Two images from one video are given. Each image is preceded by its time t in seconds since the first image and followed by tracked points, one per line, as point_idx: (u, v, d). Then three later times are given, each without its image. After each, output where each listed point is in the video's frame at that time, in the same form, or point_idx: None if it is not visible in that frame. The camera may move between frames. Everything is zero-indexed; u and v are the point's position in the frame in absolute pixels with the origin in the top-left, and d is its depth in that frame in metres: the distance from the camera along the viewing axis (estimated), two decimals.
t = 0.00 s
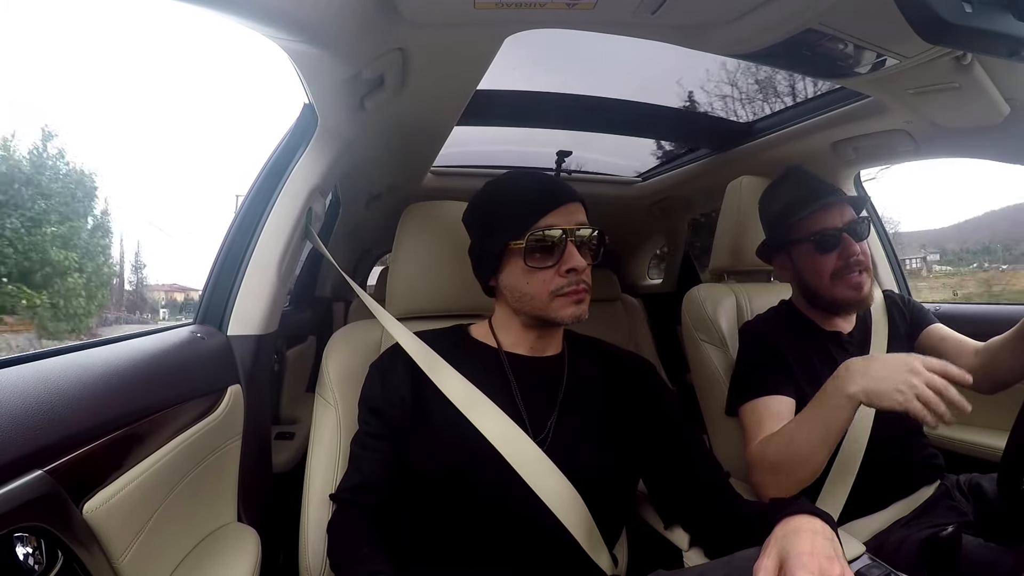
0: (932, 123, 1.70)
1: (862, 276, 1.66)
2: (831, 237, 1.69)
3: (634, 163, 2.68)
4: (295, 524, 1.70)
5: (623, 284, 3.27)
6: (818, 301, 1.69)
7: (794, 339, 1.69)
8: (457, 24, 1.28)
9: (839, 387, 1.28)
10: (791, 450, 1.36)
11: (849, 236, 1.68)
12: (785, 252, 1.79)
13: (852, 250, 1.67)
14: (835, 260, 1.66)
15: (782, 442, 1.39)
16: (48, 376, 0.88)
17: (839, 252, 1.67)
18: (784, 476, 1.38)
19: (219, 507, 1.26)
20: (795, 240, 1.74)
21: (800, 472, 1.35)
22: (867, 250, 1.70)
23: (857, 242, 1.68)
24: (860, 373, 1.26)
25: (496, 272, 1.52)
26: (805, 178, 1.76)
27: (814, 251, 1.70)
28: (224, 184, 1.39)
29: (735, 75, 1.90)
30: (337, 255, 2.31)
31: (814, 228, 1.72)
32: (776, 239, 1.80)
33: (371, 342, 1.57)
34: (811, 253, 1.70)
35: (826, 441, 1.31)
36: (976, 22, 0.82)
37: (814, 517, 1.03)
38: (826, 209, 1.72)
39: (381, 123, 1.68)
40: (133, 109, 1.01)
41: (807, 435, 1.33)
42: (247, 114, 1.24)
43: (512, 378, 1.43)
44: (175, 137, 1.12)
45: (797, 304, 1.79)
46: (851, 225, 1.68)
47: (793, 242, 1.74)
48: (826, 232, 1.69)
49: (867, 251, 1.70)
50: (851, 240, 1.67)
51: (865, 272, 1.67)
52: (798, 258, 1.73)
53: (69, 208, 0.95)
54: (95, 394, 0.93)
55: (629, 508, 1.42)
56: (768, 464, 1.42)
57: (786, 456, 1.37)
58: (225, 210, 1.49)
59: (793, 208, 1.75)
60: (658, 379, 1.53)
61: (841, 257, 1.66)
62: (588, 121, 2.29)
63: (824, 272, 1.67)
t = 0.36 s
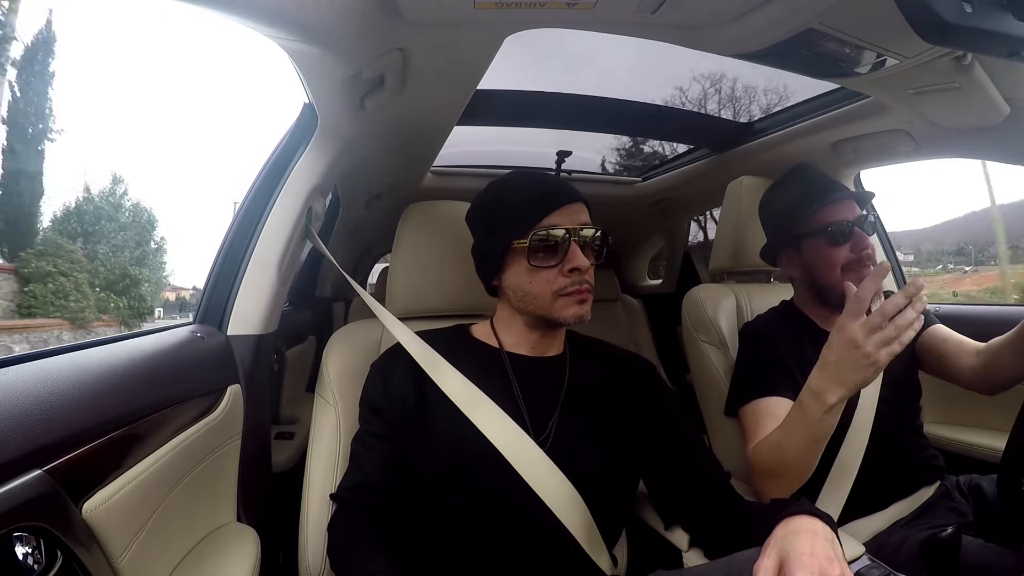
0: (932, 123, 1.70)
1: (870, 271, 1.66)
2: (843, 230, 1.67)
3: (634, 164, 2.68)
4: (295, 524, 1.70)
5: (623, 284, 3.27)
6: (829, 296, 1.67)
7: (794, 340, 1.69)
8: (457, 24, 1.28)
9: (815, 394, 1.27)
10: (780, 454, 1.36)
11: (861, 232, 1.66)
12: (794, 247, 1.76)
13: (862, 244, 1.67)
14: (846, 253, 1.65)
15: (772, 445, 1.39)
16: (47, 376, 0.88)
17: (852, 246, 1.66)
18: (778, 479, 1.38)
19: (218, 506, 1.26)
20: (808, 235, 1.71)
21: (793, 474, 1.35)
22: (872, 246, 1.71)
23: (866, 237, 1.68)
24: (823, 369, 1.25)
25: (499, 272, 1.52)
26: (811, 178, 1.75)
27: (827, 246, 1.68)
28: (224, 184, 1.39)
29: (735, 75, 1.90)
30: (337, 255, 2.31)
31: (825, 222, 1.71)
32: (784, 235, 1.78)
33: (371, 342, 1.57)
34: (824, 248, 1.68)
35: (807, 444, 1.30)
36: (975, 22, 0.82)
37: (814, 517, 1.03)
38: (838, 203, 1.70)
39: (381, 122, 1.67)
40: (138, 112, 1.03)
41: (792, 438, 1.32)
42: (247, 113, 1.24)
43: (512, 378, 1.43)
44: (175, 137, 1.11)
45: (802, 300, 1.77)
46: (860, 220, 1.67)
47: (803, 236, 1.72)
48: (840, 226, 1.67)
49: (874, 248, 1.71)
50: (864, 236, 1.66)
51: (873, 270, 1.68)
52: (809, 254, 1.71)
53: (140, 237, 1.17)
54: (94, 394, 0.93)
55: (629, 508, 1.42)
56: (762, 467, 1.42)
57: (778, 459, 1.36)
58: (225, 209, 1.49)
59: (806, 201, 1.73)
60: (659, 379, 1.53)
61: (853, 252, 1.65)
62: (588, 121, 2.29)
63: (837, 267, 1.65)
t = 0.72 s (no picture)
0: (932, 123, 1.70)
1: (874, 265, 1.70)
2: (847, 224, 1.71)
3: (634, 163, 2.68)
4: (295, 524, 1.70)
5: (623, 284, 3.27)
6: (835, 290, 1.67)
7: (794, 340, 1.69)
8: (457, 24, 1.28)
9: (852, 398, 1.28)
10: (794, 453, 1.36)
11: (866, 227, 1.72)
12: (796, 241, 1.78)
13: (866, 239, 1.71)
14: (851, 246, 1.69)
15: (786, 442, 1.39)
16: (47, 376, 0.88)
17: (857, 240, 1.70)
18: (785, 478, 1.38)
19: (218, 506, 1.26)
20: (813, 227, 1.73)
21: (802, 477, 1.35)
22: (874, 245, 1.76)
23: (869, 233, 1.73)
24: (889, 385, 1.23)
25: (498, 271, 1.52)
26: (818, 172, 1.77)
27: (830, 239, 1.71)
28: (224, 184, 1.40)
29: (735, 75, 1.90)
30: (337, 255, 2.31)
31: (829, 217, 1.73)
32: (786, 232, 1.79)
33: (371, 342, 1.57)
34: (829, 240, 1.71)
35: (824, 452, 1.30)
36: (975, 22, 0.82)
37: (814, 517, 1.02)
38: (844, 200, 1.75)
39: (382, 123, 1.68)
40: (152, 118, 1.06)
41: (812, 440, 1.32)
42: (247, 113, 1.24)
43: (512, 378, 1.43)
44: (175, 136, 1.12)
45: (801, 299, 1.77)
46: (864, 216, 1.73)
47: (808, 232, 1.74)
48: (846, 219, 1.71)
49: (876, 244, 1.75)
50: (868, 230, 1.71)
51: (876, 265, 1.71)
52: (814, 246, 1.73)
53: (180, 250, 1.35)
54: (94, 394, 0.93)
55: (629, 507, 1.42)
56: (770, 465, 1.42)
57: (791, 459, 1.36)
58: (225, 209, 1.49)
59: (812, 194, 1.75)
60: (659, 379, 1.53)
61: (858, 245, 1.69)
62: (588, 121, 2.29)
63: (843, 259, 1.68)
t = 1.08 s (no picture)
0: (932, 123, 1.70)
1: (871, 267, 1.69)
2: (848, 224, 1.70)
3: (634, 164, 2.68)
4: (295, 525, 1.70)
5: (624, 284, 3.27)
6: (831, 290, 1.69)
7: (793, 340, 1.69)
8: (458, 24, 1.27)
9: (831, 385, 1.30)
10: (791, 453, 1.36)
11: (866, 227, 1.70)
12: (796, 239, 1.77)
13: (867, 240, 1.70)
14: (851, 247, 1.68)
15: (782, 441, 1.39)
16: (45, 376, 0.88)
17: (856, 240, 1.69)
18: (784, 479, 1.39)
19: (219, 506, 1.26)
20: (812, 227, 1.73)
21: (803, 474, 1.36)
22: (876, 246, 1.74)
23: (870, 233, 1.71)
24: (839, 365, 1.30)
25: (491, 272, 1.52)
26: (819, 172, 1.77)
27: (831, 238, 1.70)
28: (224, 184, 1.40)
29: (735, 75, 1.90)
30: (337, 256, 2.31)
31: (829, 216, 1.73)
32: (786, 229, 1.80)
33: (371, 342, 1.57)
34: (828, 240, 1.70)
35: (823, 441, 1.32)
36: (976, 22, 0.82)
37: (814, 517, 1.03)
38: (841, 198, 1.74)
39: (382, 123, 1.67)
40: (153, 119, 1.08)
41: (807, 437, 1.33)
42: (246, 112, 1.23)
43: (510, 379, 1.43)
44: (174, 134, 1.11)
45: (800, 298, 1.78)
46: (864, 216, 1.71)
47: (807, 230, 1.74)
48: (845, 219, 1.70)
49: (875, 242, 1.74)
50: (869, 231, 1.70)
51: (875, 266, 1.71)
52: (813, 246, 1.73)
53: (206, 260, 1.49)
54: (94, 394, 0.93)
55: (629, 508, 1.42)
56: (767, 466, 1.42)
57: (790, 459, 1.36)
58: (225, 210, 1.49)
59: (810, 194, 1.76)
60: (658, 379, 1.53)
61: (857, 246, 1.69)
62: (588, 122, 2.28)
63: (841, 260, 1.68)
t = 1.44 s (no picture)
0: (932, 123, 1.70)
1: (869, 269, 1.69)
2: (846, 224, 1.71)
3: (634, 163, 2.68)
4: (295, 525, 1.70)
5: (624, 284, 3.27)
6: (828, 290, 1.68)
7: (792, 341, 1.70)
8: (457, 23, 1.27)
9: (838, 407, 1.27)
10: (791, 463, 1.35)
11: (864, 230, 1.72)
12: (795, 239, 1.79)
13: (865, 242, 1.71)
14: (848, 248, 1.70)
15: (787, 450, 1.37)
16: (44, 376, 0.88)
17: (854, 241, 1.71)
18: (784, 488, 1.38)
19: (219, 506, 1.26)
20: (809, 227, 1.75)
21: (805, 486, 1.34)
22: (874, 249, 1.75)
23: (867, 236, 1.73)
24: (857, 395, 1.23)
25: (490, 270, 1.52)
26: (820, 172, 1.79)
27: (829, 239, 1.72)
28: (223, 184, 1.40)
29: (735, 76, 1.90)
30: (337, 255, 2.31)
31: (827, 216, 1.75)
32: (785, 228, 1.81)
33: (371, 342, 1.57)
34: (826, 240, 1.72)
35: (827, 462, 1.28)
36: (976, 22, 0.82)
37: (814, 517, 1.02)
38: (840, 200, 1.76)
39: (381, 123, 1.67)
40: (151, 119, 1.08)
41: (810, 449, 1.31)
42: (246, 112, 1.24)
43: (510, 379, 1.42)
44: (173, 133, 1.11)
45: (797, 299, 1.79)
46: (862, 218, 1.73)
47: (806, 230, 1.76)
48: (841, 220, 1.72)
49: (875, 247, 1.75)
50: (867, 232, 1.72)
51: (873, 268, 1.71)
52: (811, 246, 1.75)
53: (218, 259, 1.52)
54: (94, 394, 0.93)
55: (629, 508, 1.42)
56: (767, 474, 1.42)
57: (791, 469, 1.35)
58: (225, 210, 1.49)
59: (808, 196, 1.77)
60: (657, 379, 1.53)
61: (854, 247, 1.70)
62: (588, 122, 2.28)
63: (837, 260, 1.69)
